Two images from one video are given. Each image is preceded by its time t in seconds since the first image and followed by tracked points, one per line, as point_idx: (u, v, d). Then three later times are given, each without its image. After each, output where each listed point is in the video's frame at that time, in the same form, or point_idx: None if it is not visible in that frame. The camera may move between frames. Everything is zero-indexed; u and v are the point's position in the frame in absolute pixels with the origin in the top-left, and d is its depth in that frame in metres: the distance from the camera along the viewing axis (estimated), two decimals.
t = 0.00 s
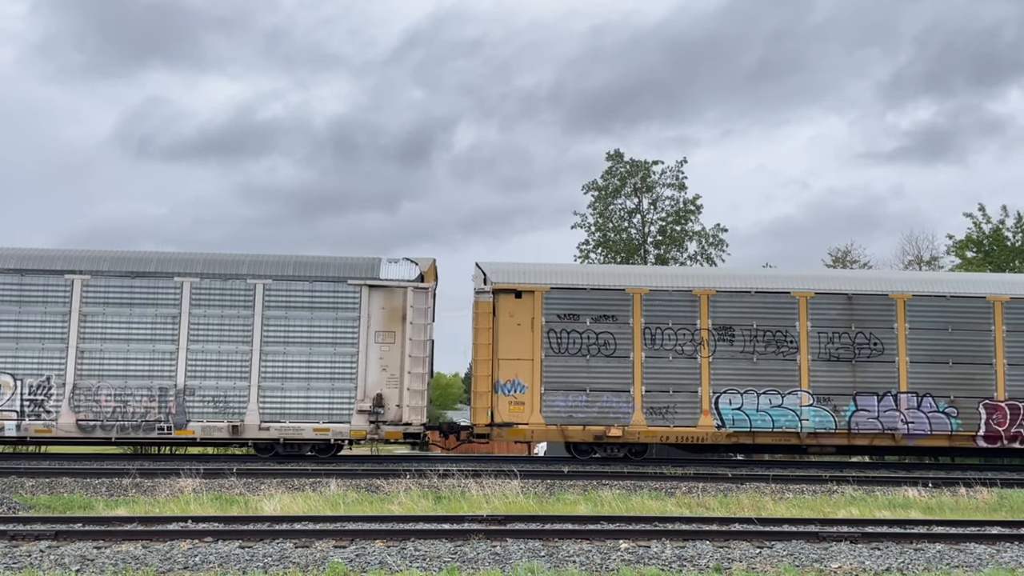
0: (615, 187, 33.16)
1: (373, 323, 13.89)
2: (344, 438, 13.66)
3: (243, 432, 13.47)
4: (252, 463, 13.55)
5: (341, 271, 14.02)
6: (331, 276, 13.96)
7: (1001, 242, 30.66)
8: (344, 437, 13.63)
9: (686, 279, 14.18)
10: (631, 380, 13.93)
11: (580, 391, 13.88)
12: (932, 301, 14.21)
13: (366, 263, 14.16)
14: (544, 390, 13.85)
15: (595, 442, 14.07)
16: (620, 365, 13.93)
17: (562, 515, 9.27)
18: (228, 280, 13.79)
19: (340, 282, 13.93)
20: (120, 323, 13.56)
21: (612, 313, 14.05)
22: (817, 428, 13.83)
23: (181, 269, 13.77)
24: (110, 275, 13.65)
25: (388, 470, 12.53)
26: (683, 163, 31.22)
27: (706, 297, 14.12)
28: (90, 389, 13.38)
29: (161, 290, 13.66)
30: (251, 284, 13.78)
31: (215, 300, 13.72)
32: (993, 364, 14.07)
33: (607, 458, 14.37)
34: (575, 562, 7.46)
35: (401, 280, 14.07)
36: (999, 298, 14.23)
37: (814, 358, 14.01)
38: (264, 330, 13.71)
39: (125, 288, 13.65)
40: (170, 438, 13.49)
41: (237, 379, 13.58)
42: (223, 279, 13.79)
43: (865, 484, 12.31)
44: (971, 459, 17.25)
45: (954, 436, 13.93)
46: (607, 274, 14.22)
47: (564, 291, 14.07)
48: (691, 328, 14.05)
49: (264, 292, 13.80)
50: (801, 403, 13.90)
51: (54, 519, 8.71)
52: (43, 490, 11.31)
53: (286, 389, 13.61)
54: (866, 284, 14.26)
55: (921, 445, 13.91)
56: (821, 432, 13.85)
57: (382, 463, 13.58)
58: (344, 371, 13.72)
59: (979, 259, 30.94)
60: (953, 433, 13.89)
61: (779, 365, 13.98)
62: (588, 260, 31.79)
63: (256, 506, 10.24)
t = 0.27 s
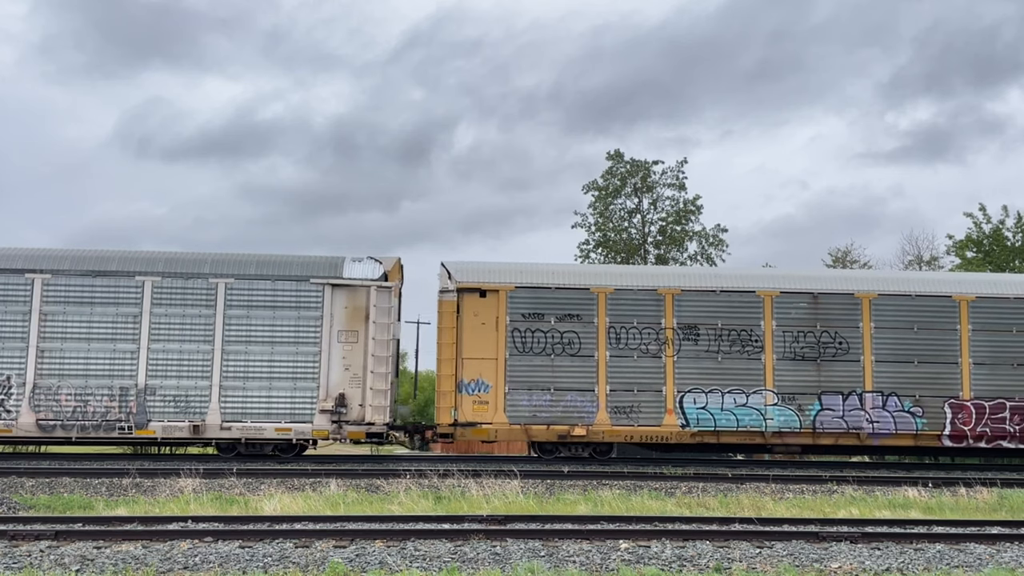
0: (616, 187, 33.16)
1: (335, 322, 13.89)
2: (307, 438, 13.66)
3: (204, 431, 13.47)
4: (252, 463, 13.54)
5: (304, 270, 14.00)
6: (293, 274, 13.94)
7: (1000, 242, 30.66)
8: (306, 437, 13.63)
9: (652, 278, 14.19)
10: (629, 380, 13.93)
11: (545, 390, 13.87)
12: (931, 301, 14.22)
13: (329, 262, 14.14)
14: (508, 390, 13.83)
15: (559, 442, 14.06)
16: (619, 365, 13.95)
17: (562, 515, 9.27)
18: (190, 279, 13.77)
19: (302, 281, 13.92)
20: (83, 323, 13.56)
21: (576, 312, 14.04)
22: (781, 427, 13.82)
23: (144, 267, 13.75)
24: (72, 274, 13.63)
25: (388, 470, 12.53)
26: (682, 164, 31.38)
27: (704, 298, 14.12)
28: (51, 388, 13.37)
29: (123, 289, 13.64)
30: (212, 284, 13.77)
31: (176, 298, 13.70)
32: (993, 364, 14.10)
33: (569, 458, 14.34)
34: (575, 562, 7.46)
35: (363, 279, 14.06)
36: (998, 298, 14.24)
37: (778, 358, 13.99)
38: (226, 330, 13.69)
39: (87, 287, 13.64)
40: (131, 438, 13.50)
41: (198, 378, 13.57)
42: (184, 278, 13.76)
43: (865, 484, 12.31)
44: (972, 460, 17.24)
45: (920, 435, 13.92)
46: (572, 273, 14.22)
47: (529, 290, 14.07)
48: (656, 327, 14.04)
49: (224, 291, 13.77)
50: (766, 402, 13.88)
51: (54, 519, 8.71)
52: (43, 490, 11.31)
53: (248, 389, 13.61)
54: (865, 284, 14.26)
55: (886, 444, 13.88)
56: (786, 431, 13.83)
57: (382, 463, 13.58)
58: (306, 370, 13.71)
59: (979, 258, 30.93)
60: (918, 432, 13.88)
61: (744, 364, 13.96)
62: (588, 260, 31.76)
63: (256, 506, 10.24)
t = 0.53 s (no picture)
0: (616, 187, 33.16)
1: (303, 322, 13.90)
2: (274, 438, 13.65)
3: (170, 431, 13.43)
4: (252, 464, 13.53)
5: (273, 269, 14.01)
6: (262, 274, 13.95)
7: (1000, 242, 30.65)
8: (273, 437, 13.63)
9: (624, 277, 14.18)
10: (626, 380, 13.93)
11: (515, 390, 13.86)
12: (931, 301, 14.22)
13: (298, 262, 14.17)
14: (478, 390, 13.82)
15: (530, 441, 14.06)
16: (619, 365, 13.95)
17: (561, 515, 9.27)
18: (158, 279, 13.76)
19: (270, 281, 13.92)
20: (51, 322, 13.53)
21: (547, 311, 14.03)
22: (752, 426, 13.83)
23: (112, 267, 13.75)
24: (39, 274, 13.60)
25: (388, 470, 12.53)
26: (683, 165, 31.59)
27: (704, 299, 14.12)
28: (17, 388, 13.33)
29: (90, 289, 13.63)
30: (180, 283, 13.76)
31: (144, 298, 13.69)
32: (993, 364, 14.10)
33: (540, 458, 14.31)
34: (575, 562, 7.45)
35: (332, 279, 14.07)
36: (998, 298, 14.23)
37: (749, 357, 13.99)
38: (194, 329, 13.68)
39: (54, 286, 13.62)
40: (98, 438, 13.47)
41: (165, 378, 13.55)
42: (152, 278, 13.75)
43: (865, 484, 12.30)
44: (972, 460, 17.22)
45: (891, 435, 13.94)
46: (541, 272, 14.23)
47: (500, 289, 14.06)
48: (626, 326, 14.05)
49: (191, 290, 13.76)
50: (737, 401, 13.88)
51: (54, 519, 8.71)
52: (43, 490, 11.31)
53: (215, 388, 13.60)
54: (865, 284, 14.27)
55: (858, 443, 13.90)
56: (757, 430, 13.85)
57: (382, 463, 13.58)
58: (274, 370, 13.71)
59: (979, 258, 30.93)
60: (889, 431, 13.88)
61: (714, 363, 13.97)
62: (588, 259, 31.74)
63: (256, 506, 10.25)
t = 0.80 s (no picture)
0: (616, 186, 33.15)
1: (271, 321, 13.88)
2: (242, 437, 13.65)
3: (137, 431, 13.43)
4: (252, 464, 13.51)
5: (241, 269, 13.98)
6: (230, 272, 13.92)
7: (1000, 242, 30.65)
8: (241, 436, 13.63)
9: (594, 276, 14.15)
10: (629, 381, 13.92)
11: (485, 389, 13.85)
12: (931, 301, 14.23)
13: (267, 260, 14.14)
14: (448, 389, 13.81)
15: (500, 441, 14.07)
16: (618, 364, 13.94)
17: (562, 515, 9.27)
18: (126, 277, 13.72)
19: (238, 280, 13.89)
20: (17, 321, 13.47)
21: (518, 311, 14.01)
22: (722, 425, 13.84)
23: (79, 266, 13.71)
24: (5, 272, 13.54)
25: (388, 470, 12.52)
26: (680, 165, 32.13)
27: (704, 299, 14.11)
28: None
29: (57, 288, 13.58)
30: (148, 282, 13.72)
31: (112, 297, 13.65)
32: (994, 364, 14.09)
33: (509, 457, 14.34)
34: (575, 562, 7.45)
35: (300, 278, 14.05)
36: (999, 298, 14.23)
37: (720, 356, 13.99)
38: (162, 328, 13.65)
39: (21, 285, 13.56)
40: (65, 438, 13.46)
41: (133, 378, 13.54)
42: (120, 277, 13.72)
43: (865, 484, 12.29)
44: (972, 461, 17.21)
45: (862, 434, 13.97)
46: (512, 271, 14.21)
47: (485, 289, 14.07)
48: (597, 325, 14.02)
49: (159, 290, 13.72)
50: (707, 400, 13.89)
51: (53, 519, 8.70)
52: (43, 490, 11.30)
53: (182, 388, 13.59)
54: (866, 284, 14.27)
55: (827, 443, 13.94)
56: (727, 429, 13.86)
57: (382, 463, 13.56)
58: (242, 370, 13.71)
59: (979, 258, 30.92)
60: (860, 430, 13.92)
61: (685, 362, 13.96)
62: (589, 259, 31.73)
63: (256, 506, 10.24)
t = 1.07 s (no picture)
0: (616, 186, 33.16)
1: (233, 320, 13.83)
2: (204, 437, 13.62)
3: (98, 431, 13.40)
4: (252, 464, 13.52)
5: (204, 268, 13.91)
6: (192, 272, 13.86)
7: (1000, 243, 30.65)
8: (202, 436, 13.61)
9: (557, 275, 14.16)
10: (627, 380, 13.93)
11: (449, 388, 13.86)
12: (930, 301, 14.24)
13: (229, 259, 14.08)
14: (411, 389, 13.82)
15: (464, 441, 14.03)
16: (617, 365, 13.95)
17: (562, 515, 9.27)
18: (87, 277, 13.69)
19: (200, 279, 13.83)
20: None
21: (483, 310, 14.02)
22: (687, 425, 13.83)
23: (40, 265, 13.65)
24: None
25: (388, 470, 12.53)
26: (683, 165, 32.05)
27: (702, 299, 14.13)
28: None
29: (18, 287, 13.53)
30: (109, 281, 13.68)
31: (73, 296, 13.61)
32: (992, 364, 14.11)
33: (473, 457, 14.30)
34: (575, 562, 7.45)
35: (263, 278, 13.99)
36: (997, 298, 14.25)
37: (685, 356, 13.99)
38: (123, 328, 13.61)
39: None
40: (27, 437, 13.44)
41: (93, 378, 13.50)
42: (83, 276, 13.68)
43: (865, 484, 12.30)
44: (972, 461, 17.22)
45: (827, 433, 13.95)
46: (477, 270, 14.21)
47: (465, 288, 14.07)
48: (562, 325, 14.03)
49: (119, 289, 13.66)
50: (672, 400, 13.88)
51: (54, 519, 8.71)
52: (43, 490, 11.31)
53: (143, 387, 13.55)
54: (864, 283, 14.28)
55: (792, 442, 13.94)
56: (692, 429, 13.85)
57: (382, 463, 13.57)
58: (203, 369, 13.66)
59: (979, 259, 30.92)
60: (825, 430, 13.90)
61: (650, 362, 13.96)
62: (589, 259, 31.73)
63: (256, 506, 10.25)
